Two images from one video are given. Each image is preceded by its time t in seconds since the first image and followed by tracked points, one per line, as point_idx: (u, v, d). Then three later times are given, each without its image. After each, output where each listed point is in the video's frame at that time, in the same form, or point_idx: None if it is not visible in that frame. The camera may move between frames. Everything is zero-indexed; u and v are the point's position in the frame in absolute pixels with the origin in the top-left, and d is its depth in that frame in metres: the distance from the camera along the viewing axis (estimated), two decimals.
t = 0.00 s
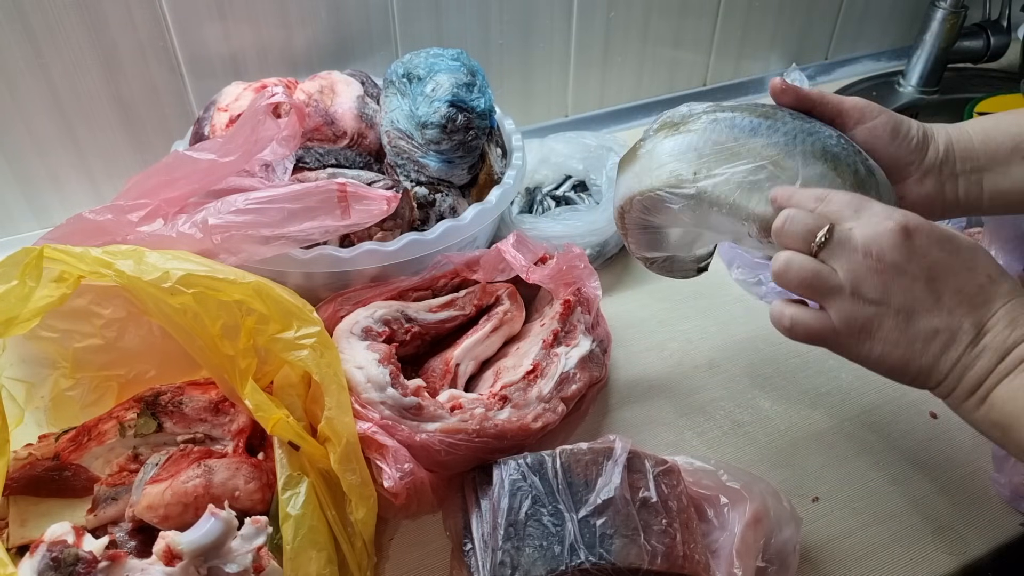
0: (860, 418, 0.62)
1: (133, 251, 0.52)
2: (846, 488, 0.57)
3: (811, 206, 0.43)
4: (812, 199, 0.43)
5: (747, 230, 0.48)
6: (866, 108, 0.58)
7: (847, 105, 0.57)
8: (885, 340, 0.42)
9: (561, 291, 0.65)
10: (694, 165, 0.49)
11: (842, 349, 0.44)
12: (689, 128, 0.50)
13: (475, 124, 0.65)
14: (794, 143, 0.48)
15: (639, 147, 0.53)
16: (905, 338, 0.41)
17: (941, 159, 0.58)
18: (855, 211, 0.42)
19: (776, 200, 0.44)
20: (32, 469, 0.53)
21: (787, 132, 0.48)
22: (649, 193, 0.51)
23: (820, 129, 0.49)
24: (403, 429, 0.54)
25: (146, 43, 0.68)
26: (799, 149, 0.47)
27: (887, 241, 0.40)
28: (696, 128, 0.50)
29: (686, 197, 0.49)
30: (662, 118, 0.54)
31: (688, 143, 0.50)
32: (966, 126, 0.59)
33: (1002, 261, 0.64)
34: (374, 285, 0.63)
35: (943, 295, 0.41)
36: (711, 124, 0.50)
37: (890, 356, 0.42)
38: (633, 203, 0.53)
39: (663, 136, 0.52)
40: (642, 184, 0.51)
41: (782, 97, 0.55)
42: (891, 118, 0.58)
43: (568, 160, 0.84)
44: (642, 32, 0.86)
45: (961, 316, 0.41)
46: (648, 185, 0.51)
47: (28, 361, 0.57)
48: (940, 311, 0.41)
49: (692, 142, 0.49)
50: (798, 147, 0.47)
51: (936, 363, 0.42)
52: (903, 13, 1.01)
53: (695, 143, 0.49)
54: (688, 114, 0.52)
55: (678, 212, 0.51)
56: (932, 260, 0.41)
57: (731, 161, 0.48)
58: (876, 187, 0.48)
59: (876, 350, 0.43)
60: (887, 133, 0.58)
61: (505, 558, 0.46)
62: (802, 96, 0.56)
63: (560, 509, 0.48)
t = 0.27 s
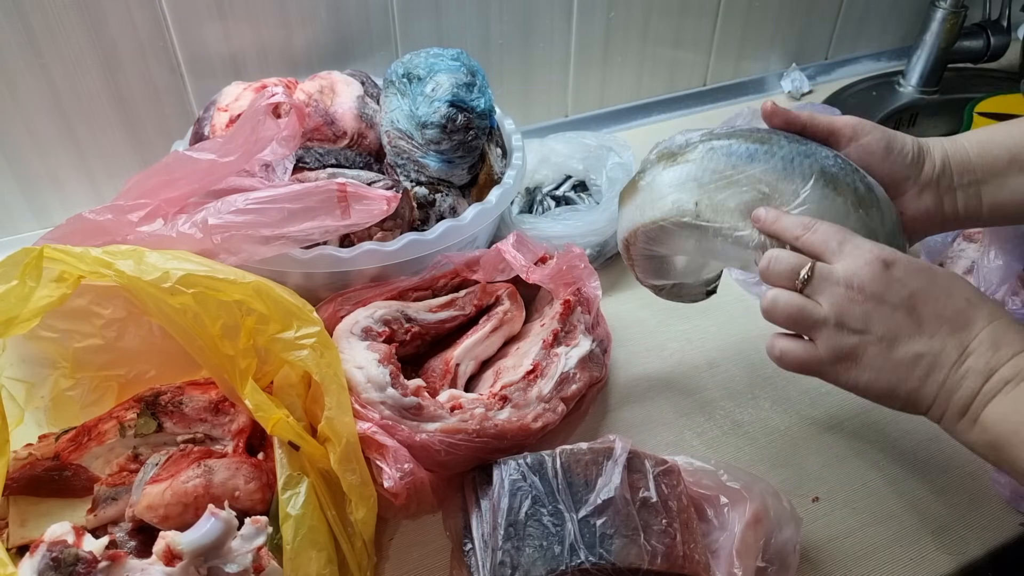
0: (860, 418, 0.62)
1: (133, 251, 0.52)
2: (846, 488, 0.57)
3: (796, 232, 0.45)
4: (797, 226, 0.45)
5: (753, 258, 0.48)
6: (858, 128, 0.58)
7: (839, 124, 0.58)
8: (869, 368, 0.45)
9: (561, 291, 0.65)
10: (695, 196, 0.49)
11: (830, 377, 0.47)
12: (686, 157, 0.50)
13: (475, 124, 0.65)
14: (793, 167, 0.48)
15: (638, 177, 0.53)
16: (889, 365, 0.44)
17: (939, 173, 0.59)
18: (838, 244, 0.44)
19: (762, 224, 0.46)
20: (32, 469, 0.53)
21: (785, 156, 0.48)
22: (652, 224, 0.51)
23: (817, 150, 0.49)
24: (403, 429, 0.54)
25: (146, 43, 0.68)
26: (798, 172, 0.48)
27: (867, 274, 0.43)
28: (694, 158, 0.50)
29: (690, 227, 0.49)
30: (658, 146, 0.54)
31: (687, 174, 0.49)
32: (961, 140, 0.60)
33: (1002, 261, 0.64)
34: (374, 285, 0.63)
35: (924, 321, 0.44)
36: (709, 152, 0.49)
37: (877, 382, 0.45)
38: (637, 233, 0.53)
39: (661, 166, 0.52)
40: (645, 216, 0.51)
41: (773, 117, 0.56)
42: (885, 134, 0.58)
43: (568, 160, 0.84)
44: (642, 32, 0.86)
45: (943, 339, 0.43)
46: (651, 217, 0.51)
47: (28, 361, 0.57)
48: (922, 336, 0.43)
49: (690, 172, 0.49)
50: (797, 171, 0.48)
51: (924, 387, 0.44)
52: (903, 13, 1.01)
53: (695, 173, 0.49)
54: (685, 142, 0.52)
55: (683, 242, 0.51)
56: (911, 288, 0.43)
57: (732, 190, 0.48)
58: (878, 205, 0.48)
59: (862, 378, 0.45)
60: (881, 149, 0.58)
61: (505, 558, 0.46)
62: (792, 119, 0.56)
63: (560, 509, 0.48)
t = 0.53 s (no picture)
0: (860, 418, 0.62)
1: (133, 251, 0.52)
2: (846, 488, 0.57)
3: (797, 269, 0.45)
4: (799, 263, 0.45)
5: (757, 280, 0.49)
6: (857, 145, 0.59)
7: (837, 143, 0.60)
8: (880, 404, 0.45)
9: (561, 291, 0.65)
10: (695, 222, 0.49)
11: (843, 414, 0.47)
12: (685, 184, 0.51)
13: (475, 124, 0.65)
14: (791, 189, 0.48)
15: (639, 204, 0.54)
16: (899, 401, 0.44)
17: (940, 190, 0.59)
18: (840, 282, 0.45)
19: (761, 258, 0.46)
20: (32, 469, 0.53)
21: (783, 179, 0.49)
22: (655, 250, 0.51)
23: (815, 171, 0.50)
24: (403, 429, 0.54)
25: (146, 42, 0.68)
26: (796, 194, 0.48)
27: (871, 309, 0.43)
28: (694, 185, 0.50)
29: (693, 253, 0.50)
30: (658, 174, 0.54)
31: (687, 200, 0.50)
32: (963, 155, 0.61)
33: (1002, 261, 0.64)
34: (374, 285, 0.63)
35: (932, 354, 0.44)
36: (708, 179, 0.50)
37: (889, 419, 0.45)
38: (641, 259, 0.53)
39: (661, 194, 0.52)
40: (648, 242, 0.52)
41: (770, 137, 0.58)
42: (884, 151, 0.59)
43: (568, 160, 0.84)
44: (642, 32, 0.86)
45: (952, 372, 0.43)
46: (653, 243, 0.51)
47: (28, 361, 0.57)
48: (931, 370, 0.44)
49: (691, 199, 0.50)
50: (795, 193, 0.48)
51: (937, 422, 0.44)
52: (904, 13, 1.01)
53: (694, 199, 0.50)
54: (683, 169, 0.53)
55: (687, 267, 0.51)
56: (916, 321, 0.44)
57: (732, 214, 0.48)
58: (879, 224, 0.49)
59: (873, 414, 0.45)
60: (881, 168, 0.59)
61: (505, 558, 0.46)
62: (790, 141, 0.58)
63: (560, 509, 0.48)
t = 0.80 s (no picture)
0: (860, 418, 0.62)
1: (133, 251, 0.52)
2: (846, 488, 0.57)
3: (808, 279, 0.45)
4: (810, 271, 0.45)
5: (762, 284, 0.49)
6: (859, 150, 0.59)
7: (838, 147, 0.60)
8: (894, 417, 0.45)
9: (561, 291, 0.65)
10: (699, 226, 0.49)
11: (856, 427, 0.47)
12: (688, 188, 0.51)
13: (475, 124, 0.65)
14: (795, 192, 0.48)
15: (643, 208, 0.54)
16: (913, 414, 0.44)
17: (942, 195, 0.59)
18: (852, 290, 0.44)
19: (770, 264, 0.45)
20: (32, 469, 0.53)
21: (787, 182, 0.48)
22: (658, 254, 0.51)
23: (818, 174, 0.49)
24: (403, 429, 0.54)
25: (146, 42, 0.68)
26: (800, 197, 0.48)
27: (881, 321, 0.43)
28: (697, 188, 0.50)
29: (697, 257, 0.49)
30: (661, 178, 0.54)
31: (690, 204, 0.50)
32: (965, 161, 0.61)
33: (1002, 261, 0.64)
34: (374, 285, 0.63)
35: (945, 366, 0.44)
36: (711, 182, 0.50)
37: (905, 430, 0.45)
38: (645, 263, 0.53)
39: (664, 198, 0.52)
40: (651, 246, 0.51)
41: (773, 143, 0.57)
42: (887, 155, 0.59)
43: (568, 160, 0.84)
44: (642, 32, 0.86)
45: (966, 384, 0.43)
46: (657, 247, 0.51)
47: (28, 361, 0.57)
48: (945, 383, 0.44)
49: (694, 202, 0.49)
50: (799, 196, 0.48)
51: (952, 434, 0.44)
52: (904, 13, 1.01)
53: (698, 203, 0.49)
54: (686, 174, 0.53)
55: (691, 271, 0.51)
56: (928, 332, 0.44)
57: (735, 217, 0.48)
58: (883, 227, 0.48)
59: (887, 427, 0.45)
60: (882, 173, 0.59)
61: (505, 558, 0.46)
62: (793, 144, 0.57)
63: (560, 509, 0.48)
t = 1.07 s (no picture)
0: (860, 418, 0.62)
1: (133, 251, 0.52)
2: (846, 488, 0.57)
3: (806, 285, 0.45)
4: (807, 279, 0.45)
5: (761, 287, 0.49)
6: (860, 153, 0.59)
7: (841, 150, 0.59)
8: (890, 425, 0.45)
9: (561, 291, 0.65)
10: (698, 228, 0.49)
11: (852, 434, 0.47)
12: (689, 189, 0.51)
13: (475, 124, 0.65)
14: (796, 196, 0.48)
15: (644, 207, 0.54)
16: (909, 423, 0.44)
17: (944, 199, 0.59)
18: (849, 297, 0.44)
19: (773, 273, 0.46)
20: (32, 469, 0.53)
21: (787, 185, 0.48)
22: (658, 255, 0.51)
23: (820, 178, 0.49)
24: (403, 429, 0.54)
25: (146, 42, 0.68)
26: (800, 201, 0.48)
27: (877, 329, 0.43)
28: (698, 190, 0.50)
29: (696, 259, 0.50)
30: (663, 178, 0.54)
31: (691, 206, 0.50)
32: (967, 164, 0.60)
33: (1002, 261, 0.64)
34: (374, 285, 0.63)
35: (942, 374, 0.43)
36: (711, 184, 0.50)
37: (901, 438, 0.45)
38: (645, 263, 0.53)
39: (665, 198, 0.52)
40: (651, 247, 0.52)
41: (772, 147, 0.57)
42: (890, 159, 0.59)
43: (568, 160, 0.84)
44: (642, 31, 0.86)
45: (963, 394, 0.43)
46: (657, 248, 0.51)
47: (28, 361, 0.57)
48: (942, 392, 0.43)
49: (694, 204, 0.50)
50: (800, 200, 0.48)
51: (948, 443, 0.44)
52: (904, 13, 1.01)
53: (698, 205, 0.49)
54: (687, 175, 0.53)
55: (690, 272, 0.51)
56: (924, 341, 0.43)
57: (736, 221, 0.48)
58: (883, 232, 0.48)
59: (883, 435, 0.45)
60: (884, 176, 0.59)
61: (505, 558, 0.46)
62: (794, 148, 0.57)
63: (560, 509, 0.48)
